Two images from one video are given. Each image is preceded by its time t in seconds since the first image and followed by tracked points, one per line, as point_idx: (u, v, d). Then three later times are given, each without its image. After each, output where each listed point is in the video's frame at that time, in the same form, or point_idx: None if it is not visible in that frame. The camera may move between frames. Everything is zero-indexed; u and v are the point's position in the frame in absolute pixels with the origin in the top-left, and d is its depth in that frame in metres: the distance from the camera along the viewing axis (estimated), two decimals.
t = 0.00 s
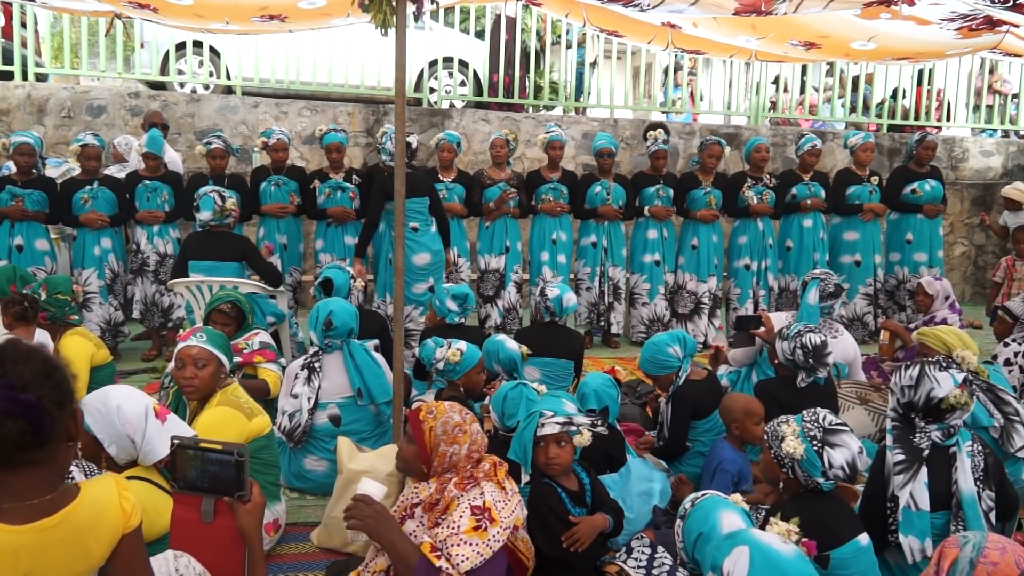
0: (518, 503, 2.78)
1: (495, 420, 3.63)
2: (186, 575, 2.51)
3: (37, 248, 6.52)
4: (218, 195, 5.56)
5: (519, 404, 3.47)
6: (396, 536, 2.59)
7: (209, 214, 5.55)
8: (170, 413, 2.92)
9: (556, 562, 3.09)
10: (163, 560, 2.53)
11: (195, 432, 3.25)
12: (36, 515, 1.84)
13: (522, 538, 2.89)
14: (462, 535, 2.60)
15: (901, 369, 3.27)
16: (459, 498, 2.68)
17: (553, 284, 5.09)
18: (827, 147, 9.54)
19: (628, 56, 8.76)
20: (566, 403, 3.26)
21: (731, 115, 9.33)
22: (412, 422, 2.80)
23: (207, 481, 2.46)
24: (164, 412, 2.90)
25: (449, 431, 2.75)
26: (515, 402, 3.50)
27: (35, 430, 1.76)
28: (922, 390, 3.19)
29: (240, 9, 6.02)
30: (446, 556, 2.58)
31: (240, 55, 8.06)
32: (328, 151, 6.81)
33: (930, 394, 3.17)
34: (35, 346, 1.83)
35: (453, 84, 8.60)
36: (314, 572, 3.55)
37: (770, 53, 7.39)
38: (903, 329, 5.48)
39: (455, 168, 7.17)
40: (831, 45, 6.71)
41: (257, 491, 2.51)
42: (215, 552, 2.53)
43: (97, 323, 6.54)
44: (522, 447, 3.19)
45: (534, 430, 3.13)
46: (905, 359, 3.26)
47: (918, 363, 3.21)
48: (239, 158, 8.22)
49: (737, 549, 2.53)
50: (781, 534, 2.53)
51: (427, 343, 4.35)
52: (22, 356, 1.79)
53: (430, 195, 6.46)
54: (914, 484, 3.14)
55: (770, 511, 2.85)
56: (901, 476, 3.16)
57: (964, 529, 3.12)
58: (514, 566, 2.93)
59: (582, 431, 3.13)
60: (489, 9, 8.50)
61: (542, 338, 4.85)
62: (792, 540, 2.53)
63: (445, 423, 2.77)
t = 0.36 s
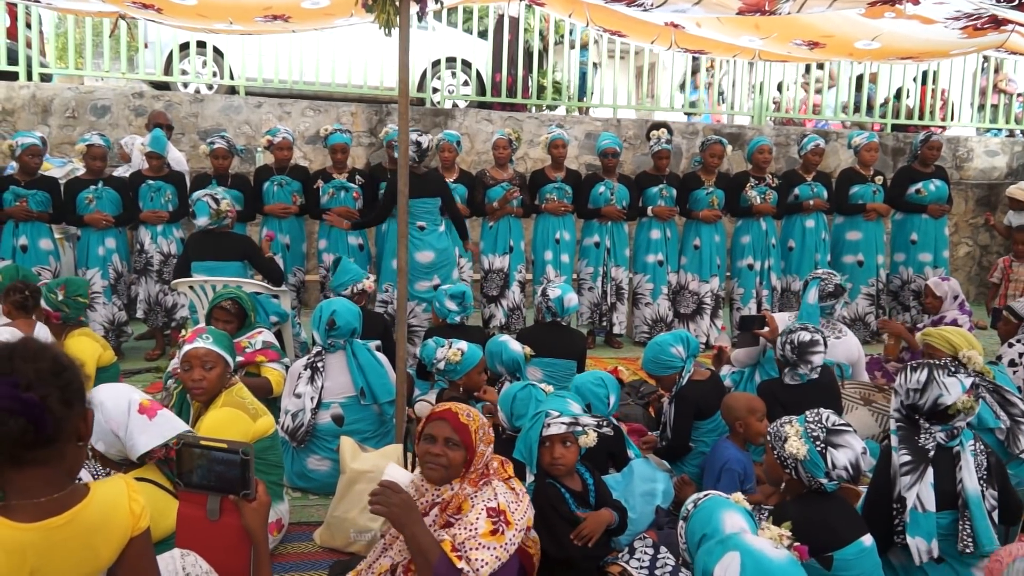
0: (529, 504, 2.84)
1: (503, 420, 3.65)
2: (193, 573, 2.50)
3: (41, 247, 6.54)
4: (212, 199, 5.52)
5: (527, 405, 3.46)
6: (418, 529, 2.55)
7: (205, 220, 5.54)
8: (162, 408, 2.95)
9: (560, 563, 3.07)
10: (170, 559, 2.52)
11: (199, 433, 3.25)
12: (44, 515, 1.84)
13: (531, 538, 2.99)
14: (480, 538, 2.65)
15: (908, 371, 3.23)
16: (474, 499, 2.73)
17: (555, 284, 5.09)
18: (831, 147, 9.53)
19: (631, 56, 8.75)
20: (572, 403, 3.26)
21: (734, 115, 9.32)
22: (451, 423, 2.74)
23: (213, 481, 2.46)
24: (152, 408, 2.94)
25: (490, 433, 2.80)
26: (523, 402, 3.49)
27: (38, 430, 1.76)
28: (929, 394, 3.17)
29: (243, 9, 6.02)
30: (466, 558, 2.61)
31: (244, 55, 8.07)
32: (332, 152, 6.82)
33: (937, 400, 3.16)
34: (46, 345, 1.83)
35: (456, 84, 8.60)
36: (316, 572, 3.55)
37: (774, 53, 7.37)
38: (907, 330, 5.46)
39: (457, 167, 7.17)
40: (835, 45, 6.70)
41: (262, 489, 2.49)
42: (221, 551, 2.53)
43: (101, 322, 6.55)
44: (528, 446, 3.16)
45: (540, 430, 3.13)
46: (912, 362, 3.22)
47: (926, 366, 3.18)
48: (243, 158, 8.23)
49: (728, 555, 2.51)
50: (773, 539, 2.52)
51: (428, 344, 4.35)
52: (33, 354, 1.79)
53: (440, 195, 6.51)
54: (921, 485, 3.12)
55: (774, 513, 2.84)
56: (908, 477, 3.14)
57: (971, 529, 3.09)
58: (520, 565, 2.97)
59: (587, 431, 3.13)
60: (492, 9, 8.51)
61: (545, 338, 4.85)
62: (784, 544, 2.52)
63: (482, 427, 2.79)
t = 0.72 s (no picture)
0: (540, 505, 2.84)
1: (506, 419, 3.63)
2: (193, 572, 2.47)
3: (45, 247, 6.56)
4: (213, 204, 5.51)
5: (530, 404, 3.47)
6: (445, 537, 2.54)
7: (207, 224, 5.54)
8: (157, 404, 3.01)
9: (563, 564, 3.07)
10: (171, 557, 2.49)
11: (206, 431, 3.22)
12: (54, 513, 1.84)
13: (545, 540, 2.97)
14: (503, 544, 2.65)
15: (909, 375, 3.22)
16: (489, 503, 2.73)
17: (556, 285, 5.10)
18: (834, 147, 9.51)
19: (634, 56, 8.75)
20: (577, 403, 3.27)
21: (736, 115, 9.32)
22: (462, 426, 2.75)
23: (233, 479, 2.47)
24: (149, 403, 3.00)
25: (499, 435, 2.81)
26: (525, 401, 3.51)
27: (50, 431, 1.77)
28: (930, 400, 3.17)
29: (246, 10, 6.02)
30: (491, 564, 2.61)
31: (246, 55, 8.08)
32: (336, 151, 6.83)
33: (938, 406, 3.17)
34: (60, 344, 1.84)
35: (459, 84, 8.61)
36: (319, 572, 3.55)
37: (777, 53, 7.37)
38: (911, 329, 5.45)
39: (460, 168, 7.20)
40: (838, 45, 6.69)
41: (276, 494, 2.52)
42: (226, 554, 2.52)
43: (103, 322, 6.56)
44: (533, 446, 3.17)
45: (545, 429, 3.14)
46: (913, 367, 3.21)
47: (929, 372, 3.18)
48: (246, 159, 8.24)
49: (709, 558, 2.44)
50: (757, 545, 2.45)
51: (430, 345, 4.30)
52: (48, 354, 1.80)
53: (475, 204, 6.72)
54: (918, 491, 3.12)
55: (776, 513, 2.83)
56: (905, 483, 3.15)
57: (970, 530, 3.08)
58: (534, 567, 2.91)
59: (592, 432, 3.13)
60: (495, 9, 8.51)
61: (548, 338, 4.85)
62: (768, 551, 2.45)
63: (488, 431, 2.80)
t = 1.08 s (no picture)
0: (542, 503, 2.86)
1: (501, 418, 3.70)
2: (192, 569, 2.52)
3: (48, 247, 6.57)
4: (214, 202, 5.51)
5: (528, 399, 3.55)
6: (451, 529, 2.56)
7: (208, 222, 5.55)
8: (166, 408, 3.01)
9: (566, 562, 3.06)
10: (170, 554, 2.53)
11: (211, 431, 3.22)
12: (64, 514, 1.84)
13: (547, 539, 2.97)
14: (508, 538, 2.65)
15: (911, 379, 3.19)
16: (490, 503, 2.73)
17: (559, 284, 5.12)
18: (837, 147, 9.50)
19: (636, 56, 8.74)
20: (581, 403, 3.27)
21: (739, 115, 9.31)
22: (457, 430, 2.74)
23: (233, 479, 2.47)
24: (157, 407, 2.99)
25: (496, 436, 2.81)
26: (524, 396, 3.58)
27: (64, 435, 1.77)
28: (932, 405, 3.15)
29: (249, 10, 6.03)
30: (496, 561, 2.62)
31: (248, 56, 8.09)
32: (339, 150, 6.83)
33: (940, 411, 3.15)
34: (71, 343, 1.83)
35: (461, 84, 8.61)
36: (321, 572, 3.55)
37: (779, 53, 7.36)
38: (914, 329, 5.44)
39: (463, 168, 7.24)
40: (840, 45, 6.68)
41: (274, 492, 2.52)
42: (225, 553, 2.52)
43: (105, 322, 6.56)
44: (537, 445, 3.17)
45: (549, 429, 3.13)
46: (916, 370, 3.18)
47: (932, 378, 3.14)
48: (248, 159, 8.24)
49: (703, 551, 2.44)
50: (749, 538, 2.45)
51: (438, 350, 4.17)
52: (62, 356, 1.79)
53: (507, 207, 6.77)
54: (921, 492, 3.11)
55: (777, 513, 2.83)
56: (908, 485, 3.13)
57: (973, 528, 3.08)
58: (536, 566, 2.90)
59: (597, 432, 3.14)
60: (497, 9, 8.51)
61: (550, 338, 4.85)
62: (761, 544, 2.44)
63: (488, 433, 2.79)
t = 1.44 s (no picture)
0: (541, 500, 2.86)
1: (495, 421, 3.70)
2: (195, 569, 2.53)
3: (51, 247, 6.58)
4: (219, 198, 5.54)
5: (521, 402, 3.55)
6: (451, 522, 2.55)
7: (211, 218, 5.55)
8: (160, 411, 3.01)
9: (566, 565, 3.08)
10: (172, 555, 2.54)
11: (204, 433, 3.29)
12: (65, 514, 1.84)
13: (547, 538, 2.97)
14: (506, 531, 2.65)
15: (918, 380, 3.20)
16: (487, 500, 2.74)
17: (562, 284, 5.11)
18: (840, 147, 9.48)
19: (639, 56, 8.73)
20: (585, 403, 3.27)
21: (741, 115, 9.30)
22: (453, 428, 2.74)
23: (236, 479, 2.48)
24: (150, 409, 3.01)
25: (492, 434, 2.81)
26: (516, 400, 3.58)
27: (63, 437, 1.77)
28: (939, 408, 3.16)
29: (251, 10, 6.03)
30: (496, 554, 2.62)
31: (251, 55, 8.08)
32: (341, 149, 6.84)
33: (947, 414, 3.15)
34: (73, 344, 1.84)
35: (464, 84, 8.60)
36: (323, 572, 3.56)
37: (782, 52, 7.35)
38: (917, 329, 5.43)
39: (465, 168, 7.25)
40: (843, 44, 6.68)
41: (276, 493, 2.52)
42: (227, 553, 2.53)
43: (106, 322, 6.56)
44: (541, 444, 3.16)
45: (553, 428, 3.13)
46: (925, 372, 3.18)
47: (940, 380, 3.15)
48: (250, 159, 8.24)
49: (715, 546, 2.45)
50: (761, 532, 2.46)
51: (455, 352, 4.14)
52: (64, 357, 1.80)
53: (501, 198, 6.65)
54: (924, 492, 3.11)
55: (780, 512, 2.84)
56: (911, 485, 3.14)
57: (977, 527, 3.08)
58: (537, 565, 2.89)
59: (602, 432, 3.12)
60: (500, 9, 8.51)
61: (552, 339, 4.85)
62: (772, 538, 2.46)
63: (484, 430, 2.80)
